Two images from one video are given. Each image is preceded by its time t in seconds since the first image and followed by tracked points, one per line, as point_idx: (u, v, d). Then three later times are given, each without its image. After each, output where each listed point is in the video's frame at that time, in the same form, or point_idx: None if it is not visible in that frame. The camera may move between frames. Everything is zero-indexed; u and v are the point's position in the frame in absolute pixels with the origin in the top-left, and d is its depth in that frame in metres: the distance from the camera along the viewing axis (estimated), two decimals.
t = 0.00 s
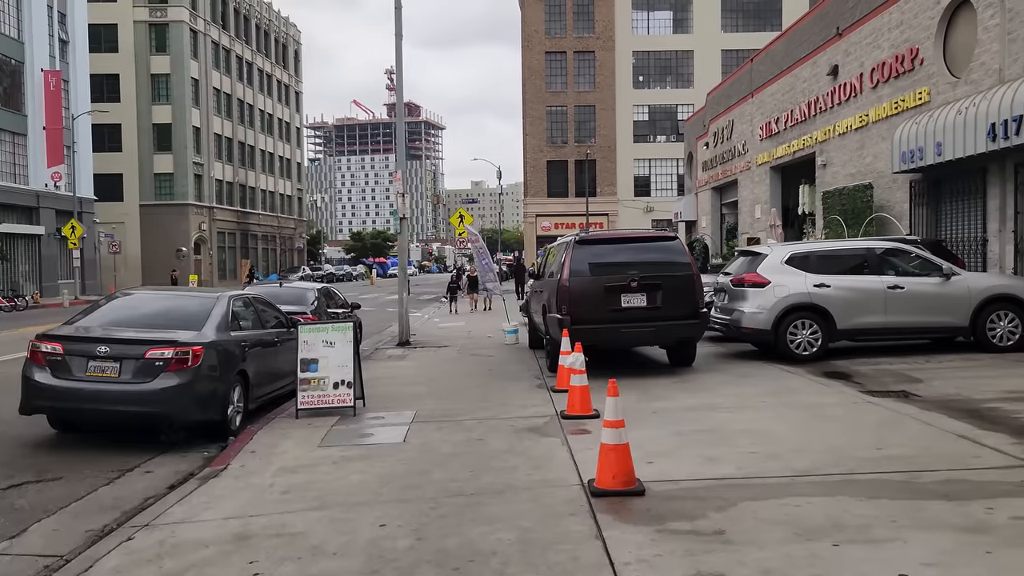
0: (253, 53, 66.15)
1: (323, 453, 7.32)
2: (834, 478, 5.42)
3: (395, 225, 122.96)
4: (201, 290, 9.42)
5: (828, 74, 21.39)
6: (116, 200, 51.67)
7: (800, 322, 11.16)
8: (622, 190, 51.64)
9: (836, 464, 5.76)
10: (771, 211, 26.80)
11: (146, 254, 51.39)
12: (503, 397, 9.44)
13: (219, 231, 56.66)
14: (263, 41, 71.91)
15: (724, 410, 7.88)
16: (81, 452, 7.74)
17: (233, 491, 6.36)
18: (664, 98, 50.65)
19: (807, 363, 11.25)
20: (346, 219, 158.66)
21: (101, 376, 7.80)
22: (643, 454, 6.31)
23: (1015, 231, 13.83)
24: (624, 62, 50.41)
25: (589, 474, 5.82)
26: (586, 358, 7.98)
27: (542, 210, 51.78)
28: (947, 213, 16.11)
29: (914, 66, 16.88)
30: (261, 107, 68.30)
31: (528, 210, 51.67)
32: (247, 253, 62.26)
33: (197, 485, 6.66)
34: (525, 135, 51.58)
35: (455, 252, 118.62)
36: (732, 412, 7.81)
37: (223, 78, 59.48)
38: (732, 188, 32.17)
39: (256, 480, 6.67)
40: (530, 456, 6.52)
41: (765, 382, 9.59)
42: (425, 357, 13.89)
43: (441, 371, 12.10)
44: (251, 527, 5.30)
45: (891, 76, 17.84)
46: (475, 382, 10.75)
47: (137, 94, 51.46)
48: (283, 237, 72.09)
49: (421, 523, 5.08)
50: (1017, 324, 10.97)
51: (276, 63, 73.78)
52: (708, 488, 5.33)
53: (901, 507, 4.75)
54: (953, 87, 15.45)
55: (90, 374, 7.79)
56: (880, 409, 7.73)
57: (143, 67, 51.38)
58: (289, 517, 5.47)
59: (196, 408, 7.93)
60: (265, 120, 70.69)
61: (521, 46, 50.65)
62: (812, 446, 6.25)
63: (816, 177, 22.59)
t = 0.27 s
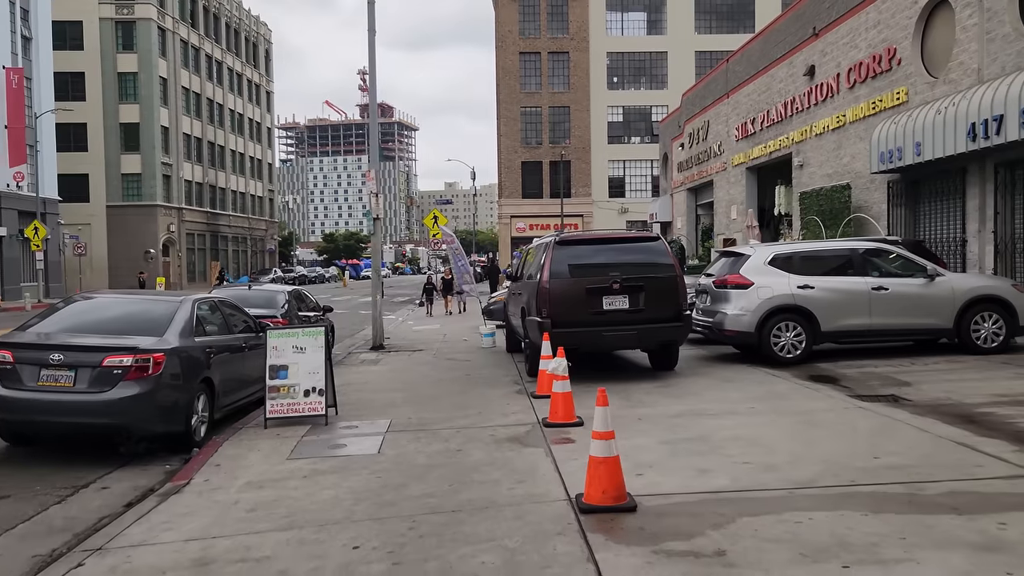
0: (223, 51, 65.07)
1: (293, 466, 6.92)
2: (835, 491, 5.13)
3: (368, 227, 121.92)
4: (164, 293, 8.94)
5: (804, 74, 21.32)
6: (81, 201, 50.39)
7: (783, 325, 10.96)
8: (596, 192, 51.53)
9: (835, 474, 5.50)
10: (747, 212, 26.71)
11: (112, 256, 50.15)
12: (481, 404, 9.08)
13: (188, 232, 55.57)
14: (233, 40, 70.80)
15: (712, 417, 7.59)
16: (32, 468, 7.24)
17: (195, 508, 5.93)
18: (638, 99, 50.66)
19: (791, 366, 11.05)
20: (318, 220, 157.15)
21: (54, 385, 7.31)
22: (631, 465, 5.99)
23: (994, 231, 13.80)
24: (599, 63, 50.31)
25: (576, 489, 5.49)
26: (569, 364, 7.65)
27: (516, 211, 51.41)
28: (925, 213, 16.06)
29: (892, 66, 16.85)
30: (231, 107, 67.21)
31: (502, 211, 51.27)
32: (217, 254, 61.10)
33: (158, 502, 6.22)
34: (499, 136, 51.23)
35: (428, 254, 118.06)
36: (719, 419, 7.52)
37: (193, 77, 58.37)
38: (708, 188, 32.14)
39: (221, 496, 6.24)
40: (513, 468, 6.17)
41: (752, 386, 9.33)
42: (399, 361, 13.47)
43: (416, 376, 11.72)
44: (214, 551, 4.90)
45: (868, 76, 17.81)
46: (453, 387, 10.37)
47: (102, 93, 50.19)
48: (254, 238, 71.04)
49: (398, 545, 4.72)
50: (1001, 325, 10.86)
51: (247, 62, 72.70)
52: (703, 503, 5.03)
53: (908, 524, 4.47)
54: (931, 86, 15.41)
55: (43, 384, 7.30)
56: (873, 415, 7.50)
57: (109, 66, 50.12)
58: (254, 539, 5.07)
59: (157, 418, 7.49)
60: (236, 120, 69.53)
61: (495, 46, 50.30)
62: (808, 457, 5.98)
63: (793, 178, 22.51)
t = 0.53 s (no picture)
0: (199, 52, 64.15)
1: (265, 483, 6.54)
2: (839, 509, 4.85)
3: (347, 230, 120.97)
4: (130, 299, 8.51)
5: (786, 76, 21.20)
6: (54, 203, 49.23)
7: (772, 330, 10.72)
8: (576, 194, 51.39)
9: (837, 490, 5.23)
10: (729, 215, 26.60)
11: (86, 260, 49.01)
12: (462, 413, 8.74)
13: (164, 235, 54.58)
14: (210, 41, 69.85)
15: (703, 427, 7.31)
16: None
17: (157, 531, 5.53)
18: (619, 102, 50.62)
19: (780, 371, 10.81)
20: (295, 223, 155.74)
21: (10, 399, 6.88)
22: (621, 481, 5.68)
23: (980, 233, 13.70)
24: (579, 65, 50.18)
25: (565, 508, 5.17)
26: (554, 373, 7.34)
27: (496, 214, 51.00)
28: (909, 216, 15.97)
29: (875, 68, 16.75)
30: (208, 108, 66.28)
31: (482, 213, 50.80)
32: (193, 258, 60.05)
33: (118, 523, 5.82)
34: (478, 138, 50.86)
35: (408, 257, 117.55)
36: (711, 430, 7.24)
37: (169, 78, 57.40)
38: (688, 191, 32.04)
39: (186, 516, 5.85)
40: (497, 485, 5.85)
41: (742, 394, 9.06)
42: (377, 367, 13.09)
43: (395, 383, 11.36)
44: None
45: (852, 77, 17.70)
46: (433, 395, 10.01)
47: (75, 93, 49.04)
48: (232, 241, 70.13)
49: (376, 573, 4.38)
50: (991, 329, 10.70)
51: (223, 63, 71.80)
52: (701, 523, 4.73)
53: (920, 546, 4.20)
54: (916, 88, 15.32)
55: None
56: (868, 424, 7.26)
57: (83, 66, 48.93)
58: (221, 567, 4.70)
59: (121, 432, 7.07)
60: (213, 122, 68.52)
61: (474, 48, 49.96)
62: (807, 471, 5.71)
63: (775, 180, 22.38)
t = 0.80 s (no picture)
0: (177, 51, 62.91)
1: (230, 495, 6.16)
2: (838, 525, 4.56)
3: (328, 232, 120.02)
4: (89, 301, 8.05)
5: (771, 78, 21.08)
6: (28, 204, 47.95)
7: (759, 333, 10.48)
8: (559, 197, 51.20)
9: (834, 502, 4.95)
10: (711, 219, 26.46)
11: (62, 262, 47.71)
12: (440, 420, 8.39)
13: (141, 236, 53.46)
14: (188, 40, 68.81)
15: (690, 435, 7.02)
16: None
17: (109, 549, 5.14)
18: (601, 105, 50.54)
19: (767, 376, 10.56)
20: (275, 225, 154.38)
21: None
22: (606, 494, 5.37)
23: (967, 236, 13.56)
24: (561, 67, 50.01)
25: (548, 524, 4.83)
26: (536, 378, 7.03)
27: (478, 216, 50.62)
28: (895, 219, 15.85)
29: (861, 69, 16.63)
30: (187, 108, 65.27)
31: (464, 216, 50.37)
32: (171, 259, 59.02)
33: (69, 539, 5.40)
34: (461, 140, 50.49)
35: (389, 259, 117.21)
36: (699, 437, 6.95)
37: (146, 78, 56.13)
38: (671, 194, 31.92)
39: (143, 532, 5.45)
40: (476, 498, 5.51)
41: (730, 399, 8.78)
42: (355, 371, 12.71)
43: (371, 388, 11.00)
44: None
45: (837, 79, 17.58)
46: (410, 400, 9.66)
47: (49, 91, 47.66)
48: (211, 243, 69.13)
49: None
50: (981, 333, 10.51)
51: (202, 63, 70.83)
52: (691, 539, 4.42)
53: (928, 565, 3.92)
54: (902, 90, 15.20)
55: None
56: (861, 431, 7.01)
57: (58, 64, 47.56)
58: None
59: (78, 441, 6.63)
60: (192, 123, 67.30)
61: (457, 49, 49.60)
62: (802, 482, 5.42)
63: (759, 183, 22.24)
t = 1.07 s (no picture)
0: (157, 48, 61.44)
1: (198, 507, 5.76)
2: (850, 541, 4.26)
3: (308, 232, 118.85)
4: (49, 300, 7.53)
5: (757, 76, 20.86)
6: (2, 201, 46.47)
7: (751, 335, 10.20)
8: (542, 197, 50.92)
9: (844, 516, 4.65)
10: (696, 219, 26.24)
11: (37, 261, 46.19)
12: (422, 425, 8.02)
13: (119, 235, 52.17)
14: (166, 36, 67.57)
15: (684, 442, 6.71)
16: None
17: (63, 569, 4.72)
18: (586, 104, 50.24)
19: (759, 379, 10.28)
20: (255, 224, 152.72)
21: None
22: (600, 507, 5.04)
23: (957, 236, 13.38)
24: (545, 66, 49.67)
25: (540, 542, 4.48)
26: (523, 382, 6.69)
27: (461, 216, 50.10)
28: (884, 219, 15.66)
29: (849, 67, 16.43)
30: (167, 106, 64.07)
31: (446, 215, 49.83)
32: (149, 259, 57.82)
33: (20, 559, 4.97)
34: (443, 139, 50.01)
35: (371, 259, 116.56)
36: (694, 445, 6.63)
37: (124, 74, 54.66)
38: (655, 194, 31.72)
39: (102, 550, 5.04)
40: (461, 512, 5.15)
41: (724, 404, 8.48)
42: (334, 374, 12.29)
43: (350, 390, 10.60)
44: None
45: (825, 77, 17.38)
46: (391, 404, 9.27)
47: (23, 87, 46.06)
48: (190, 242, 67.98)
49: None
50: (976, 335, 10.30)
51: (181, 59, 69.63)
52: (695, 558, 4.09)
53: None
54: (891, 88, 15.01)
55: None
56: (862, 437, 6.73)
57: (32, 58, 45.83)
58: None
59: (36, 451, 6.15)
60: (171, 120, 65.86)
61: (439, 47, 49.09)
62: (808, 494, 5.11)
63: (745, 182, 22.03)
